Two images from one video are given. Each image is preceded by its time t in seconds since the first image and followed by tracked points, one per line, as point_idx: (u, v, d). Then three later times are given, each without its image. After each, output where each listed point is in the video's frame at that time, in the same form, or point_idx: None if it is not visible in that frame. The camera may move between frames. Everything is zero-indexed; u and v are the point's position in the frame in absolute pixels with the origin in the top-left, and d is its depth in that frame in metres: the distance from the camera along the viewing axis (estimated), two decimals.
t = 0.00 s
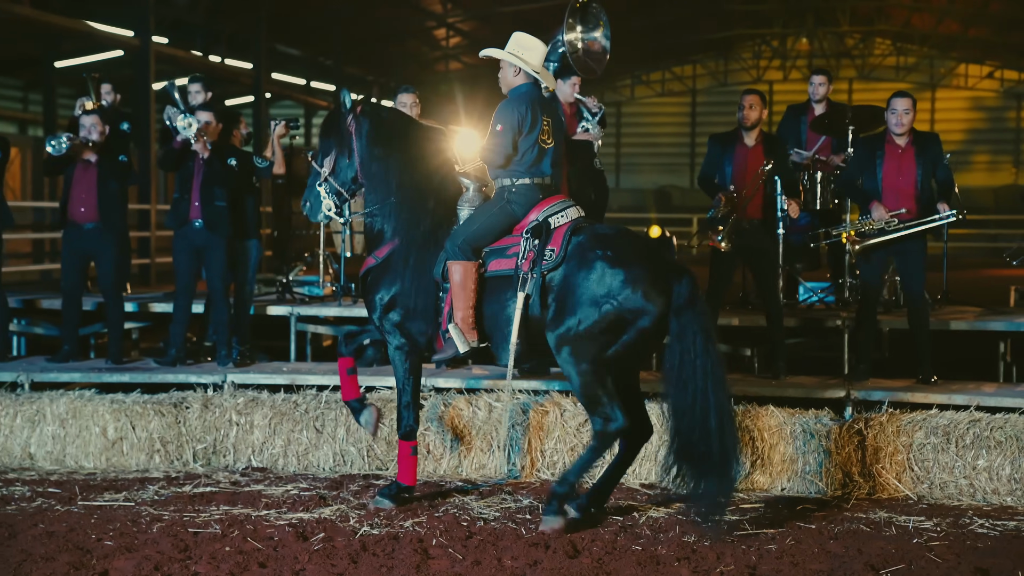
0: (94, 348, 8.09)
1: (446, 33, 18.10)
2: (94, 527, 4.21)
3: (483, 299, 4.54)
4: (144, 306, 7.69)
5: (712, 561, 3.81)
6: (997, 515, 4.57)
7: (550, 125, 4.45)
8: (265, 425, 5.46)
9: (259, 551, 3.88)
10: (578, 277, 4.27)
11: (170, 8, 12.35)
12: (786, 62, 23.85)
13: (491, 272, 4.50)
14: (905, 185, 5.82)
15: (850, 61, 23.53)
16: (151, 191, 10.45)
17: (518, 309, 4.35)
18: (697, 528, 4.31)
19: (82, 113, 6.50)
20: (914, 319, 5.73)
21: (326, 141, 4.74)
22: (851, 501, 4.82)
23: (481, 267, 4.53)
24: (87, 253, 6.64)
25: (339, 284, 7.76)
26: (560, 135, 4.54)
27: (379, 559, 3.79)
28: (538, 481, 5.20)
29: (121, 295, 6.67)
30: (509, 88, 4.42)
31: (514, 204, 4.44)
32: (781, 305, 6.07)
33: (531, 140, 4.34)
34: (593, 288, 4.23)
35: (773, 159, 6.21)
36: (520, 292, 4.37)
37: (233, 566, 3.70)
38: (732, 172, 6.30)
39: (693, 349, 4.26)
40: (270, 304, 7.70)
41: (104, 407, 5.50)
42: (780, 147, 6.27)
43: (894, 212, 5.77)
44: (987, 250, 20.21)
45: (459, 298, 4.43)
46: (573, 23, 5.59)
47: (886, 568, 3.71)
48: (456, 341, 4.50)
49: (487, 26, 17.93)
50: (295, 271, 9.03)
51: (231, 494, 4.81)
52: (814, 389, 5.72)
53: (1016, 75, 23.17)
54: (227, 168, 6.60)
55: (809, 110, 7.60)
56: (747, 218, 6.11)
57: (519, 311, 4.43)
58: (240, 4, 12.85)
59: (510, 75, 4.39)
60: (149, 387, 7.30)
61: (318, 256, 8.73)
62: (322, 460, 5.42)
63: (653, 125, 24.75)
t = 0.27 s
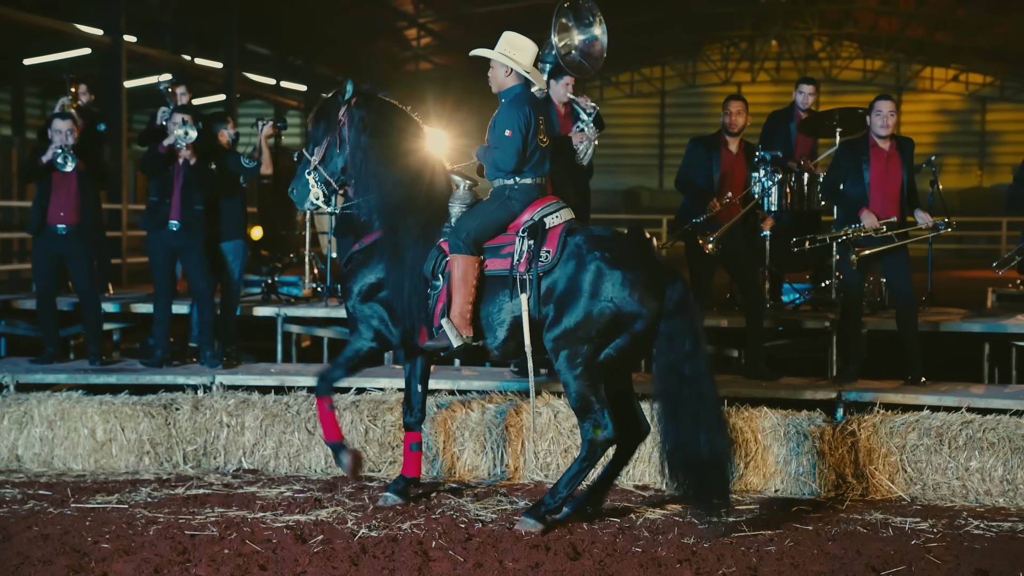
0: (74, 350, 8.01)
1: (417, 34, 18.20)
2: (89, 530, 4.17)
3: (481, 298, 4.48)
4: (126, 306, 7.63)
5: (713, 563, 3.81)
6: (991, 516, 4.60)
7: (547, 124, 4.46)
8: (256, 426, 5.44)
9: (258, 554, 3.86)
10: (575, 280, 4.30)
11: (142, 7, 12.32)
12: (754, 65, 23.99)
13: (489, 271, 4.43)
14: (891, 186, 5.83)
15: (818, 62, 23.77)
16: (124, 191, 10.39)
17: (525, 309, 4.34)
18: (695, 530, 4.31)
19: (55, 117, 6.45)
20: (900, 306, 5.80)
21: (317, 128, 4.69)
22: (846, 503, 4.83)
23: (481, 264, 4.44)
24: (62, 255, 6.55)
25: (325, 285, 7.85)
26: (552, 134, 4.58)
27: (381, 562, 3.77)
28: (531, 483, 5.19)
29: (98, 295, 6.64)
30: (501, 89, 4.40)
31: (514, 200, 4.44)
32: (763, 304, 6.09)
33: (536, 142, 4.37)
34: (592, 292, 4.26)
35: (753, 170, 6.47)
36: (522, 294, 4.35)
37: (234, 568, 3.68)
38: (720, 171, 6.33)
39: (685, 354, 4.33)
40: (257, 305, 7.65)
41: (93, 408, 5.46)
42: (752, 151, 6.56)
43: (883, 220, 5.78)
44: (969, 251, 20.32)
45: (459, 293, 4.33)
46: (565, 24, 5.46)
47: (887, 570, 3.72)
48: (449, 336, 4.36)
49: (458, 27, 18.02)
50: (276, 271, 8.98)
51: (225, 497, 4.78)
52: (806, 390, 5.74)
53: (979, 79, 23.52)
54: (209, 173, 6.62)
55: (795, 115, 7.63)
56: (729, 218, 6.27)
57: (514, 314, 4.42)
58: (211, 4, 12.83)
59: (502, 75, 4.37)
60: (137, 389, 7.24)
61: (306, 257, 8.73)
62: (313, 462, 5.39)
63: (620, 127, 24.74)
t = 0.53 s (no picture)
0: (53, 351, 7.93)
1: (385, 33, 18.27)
2: (79, 532, 4.13)
3: (460, 299, 4.50)
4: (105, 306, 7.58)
5: (710, 564, 3.82)
6: (980, 516, 4.64)
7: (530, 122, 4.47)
8: (243, 427, 5.40)
9: (253, 555, 3.83)
10: (557, 283, 4.29)
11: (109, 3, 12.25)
12: (719, 66, 24.04)
13: (468, 273, 4.47)
14: (875, 188, 5.88)
15: (781, 64, 23.86)
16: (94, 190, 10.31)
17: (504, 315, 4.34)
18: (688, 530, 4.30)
19: (32, 112, 6.36)
20: (888, 306, 5.84)
21: (301, 125, 4.74)
22: (836, 504, 4.84)
23: (459, 267, 4.49)
24: (42, 252, 6.49)
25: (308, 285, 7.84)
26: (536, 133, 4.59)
27: (378, 565, 3.75)
28: (521, 484, 5.19)
29: (78, 294, 6.60)
30: (487, 88, 4.38)
31: (492, 202, 4.39)
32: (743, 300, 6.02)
33: (513, 136, 4.35)
34: (572, 295, 4.26)
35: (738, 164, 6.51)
36: (500, 298, 4.36)
37: (231, 571, 3.66)
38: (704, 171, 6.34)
39: (672, 358, 4.31)
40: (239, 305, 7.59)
41: (78, 409, 5.41)
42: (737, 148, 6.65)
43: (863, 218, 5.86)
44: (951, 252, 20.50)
45: (436, 299, 4.36)
46: (563, 23, 5.75)
47: (883, 570, 3.75)
48: (430, 342, 4.44)
49: (424, 26, 18.16)
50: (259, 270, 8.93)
51: (214, 498, 4.75)
52: (793, 391, 5.76)
53: (942, 81, 24.08)
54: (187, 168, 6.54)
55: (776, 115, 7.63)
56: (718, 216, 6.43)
57: (497, 315, 4.41)
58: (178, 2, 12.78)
59: (488, 74, 4.35)
60: (122, 389, 7.18)
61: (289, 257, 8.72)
62: (301, 463, 5.37)
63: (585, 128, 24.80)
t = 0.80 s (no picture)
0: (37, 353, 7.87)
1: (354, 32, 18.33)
2: (73, 533, 4.10)
3: (454, 298, 4.49)
4: (91, 306, 7.54)
5: (708, 564, 3.83)
6: (971, 515, 4.67)
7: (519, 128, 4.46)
8: (232, 428, 5.38)
9: (250, 557, 3.81)
10: (548, 278, 4.31)
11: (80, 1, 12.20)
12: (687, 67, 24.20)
13: (462, 271, 4.44)
14: (865, 186, 5.98)
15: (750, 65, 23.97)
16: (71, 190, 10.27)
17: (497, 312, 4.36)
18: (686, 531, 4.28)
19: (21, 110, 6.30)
20: (880, 309, 5.86)
21: (282, 139, 4.69)
22: (828, 504, 4.84)
23: (453, 265, 4.46)
24: (31, 252, 6.46)
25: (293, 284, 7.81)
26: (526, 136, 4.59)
27: (376, 566, 3.74)
28: (513, 485, 5.18)
29: (68, 295, 6.55)
30: (476, 92, 4.38)
31: (485, 204, 4.41)
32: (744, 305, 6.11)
33: (503, 145, 4.35)
34: (565, 293, 4.28)
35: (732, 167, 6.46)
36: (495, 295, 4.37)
37: (228, 572, 3.64)
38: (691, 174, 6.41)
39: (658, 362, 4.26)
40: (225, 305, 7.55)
41: (65, 410, 5.37)
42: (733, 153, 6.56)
43: (852, 215, 5.90)
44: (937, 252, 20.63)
45: (432, 294, 4.34)
46: (569, 26, 5.99)
47: (880, 570, 3.76)
48: (426, 338, 4.38)
49: (394, 25, 18.21)
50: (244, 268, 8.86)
51: (206, 499, 4.73)
52: (783, 392, 5.77)
53: (908, 83, 24.29)
54: (176, 166, 6.49)
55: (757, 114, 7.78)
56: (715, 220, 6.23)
57: (490, 313, 4.43)
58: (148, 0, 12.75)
59: (477, 77, 4.35)
60: (108, 389, 7.12)
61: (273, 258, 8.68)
62: (291, 464, 5.34)
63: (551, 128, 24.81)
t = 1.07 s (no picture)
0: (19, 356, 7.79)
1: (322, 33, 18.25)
2: (63, 538, 4.06)
3: (436, 306, 4.48)
4: (79, 309, 7.39)
5: (702, 566, 3.84)
6: (960, 516, 4.71)
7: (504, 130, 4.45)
8: (219, 431, 5.35)
9: (244, 561, 3.79)
10: (531, 284, 4.31)
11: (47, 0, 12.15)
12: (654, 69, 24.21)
13: (444, 278, 4.43)
14: (859, 191, 6.02)
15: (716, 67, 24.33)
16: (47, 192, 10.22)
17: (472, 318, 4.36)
18: (681, 533, 4.29)
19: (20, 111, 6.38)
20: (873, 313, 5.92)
21: (264, 141, 4.67)
22: (817, 506, 4.87)
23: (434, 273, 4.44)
24: (23, 253, 6.44)
25: (274, 286, 7.77)
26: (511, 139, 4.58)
27: (370, 568, 3.73)
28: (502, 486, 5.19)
29: (57, 297, 6.51)
30: (463, 93, 4.36)
31: (466, 205, 4.39)
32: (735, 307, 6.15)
33: (493, 146, 4.36)
34: (550, 295, 4.29)
35: (728, 168, 6.18)
36: (473, 299, 4.36)
37: None
38: (683, 178, 6.39)
39: (639, 349, 4.35)
40: (208, 307, 7.51)
41: (49, 413, 5.32)
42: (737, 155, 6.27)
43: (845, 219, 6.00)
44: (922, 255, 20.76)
45: (413, 303, 4.33)
46: (569, 32, 5.90)
47: (874, 571, 3.79)
48: (402, 346, 4.36)
49: (363, 26, 18.21)
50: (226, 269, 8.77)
51: (195, 502, 4.70)
52: (769, 393, 5.81)
53: (871, 86, 24.27)
54: (167, 168, 6.39)
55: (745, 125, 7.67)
56: (703, 224, 6.28)
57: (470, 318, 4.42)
58: None
59: (464, 79, 4.33)
60: (91, 393, 7.05)
61: (254, 258, 8.60)
62: (278, 467, 5.31)
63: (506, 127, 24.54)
